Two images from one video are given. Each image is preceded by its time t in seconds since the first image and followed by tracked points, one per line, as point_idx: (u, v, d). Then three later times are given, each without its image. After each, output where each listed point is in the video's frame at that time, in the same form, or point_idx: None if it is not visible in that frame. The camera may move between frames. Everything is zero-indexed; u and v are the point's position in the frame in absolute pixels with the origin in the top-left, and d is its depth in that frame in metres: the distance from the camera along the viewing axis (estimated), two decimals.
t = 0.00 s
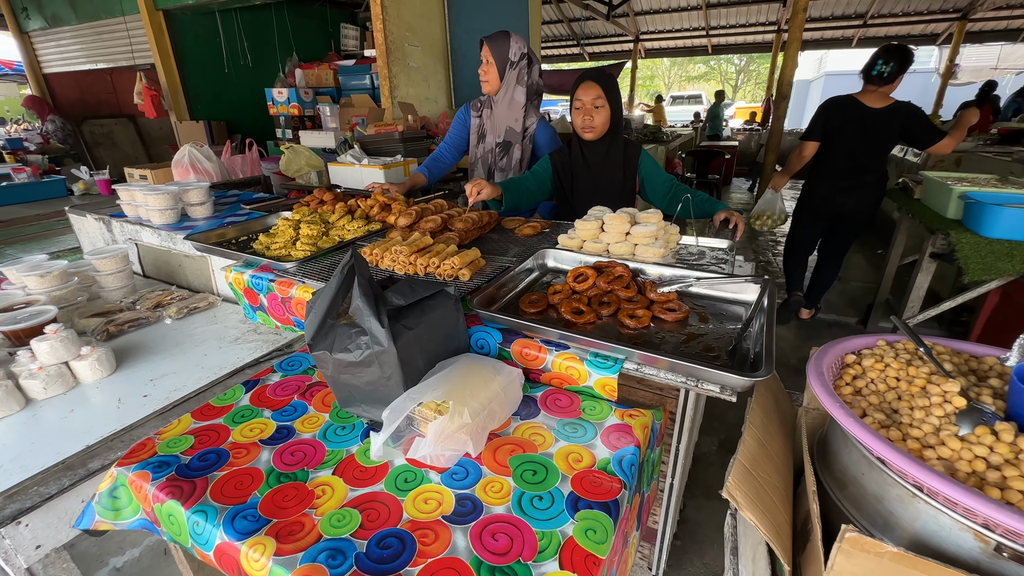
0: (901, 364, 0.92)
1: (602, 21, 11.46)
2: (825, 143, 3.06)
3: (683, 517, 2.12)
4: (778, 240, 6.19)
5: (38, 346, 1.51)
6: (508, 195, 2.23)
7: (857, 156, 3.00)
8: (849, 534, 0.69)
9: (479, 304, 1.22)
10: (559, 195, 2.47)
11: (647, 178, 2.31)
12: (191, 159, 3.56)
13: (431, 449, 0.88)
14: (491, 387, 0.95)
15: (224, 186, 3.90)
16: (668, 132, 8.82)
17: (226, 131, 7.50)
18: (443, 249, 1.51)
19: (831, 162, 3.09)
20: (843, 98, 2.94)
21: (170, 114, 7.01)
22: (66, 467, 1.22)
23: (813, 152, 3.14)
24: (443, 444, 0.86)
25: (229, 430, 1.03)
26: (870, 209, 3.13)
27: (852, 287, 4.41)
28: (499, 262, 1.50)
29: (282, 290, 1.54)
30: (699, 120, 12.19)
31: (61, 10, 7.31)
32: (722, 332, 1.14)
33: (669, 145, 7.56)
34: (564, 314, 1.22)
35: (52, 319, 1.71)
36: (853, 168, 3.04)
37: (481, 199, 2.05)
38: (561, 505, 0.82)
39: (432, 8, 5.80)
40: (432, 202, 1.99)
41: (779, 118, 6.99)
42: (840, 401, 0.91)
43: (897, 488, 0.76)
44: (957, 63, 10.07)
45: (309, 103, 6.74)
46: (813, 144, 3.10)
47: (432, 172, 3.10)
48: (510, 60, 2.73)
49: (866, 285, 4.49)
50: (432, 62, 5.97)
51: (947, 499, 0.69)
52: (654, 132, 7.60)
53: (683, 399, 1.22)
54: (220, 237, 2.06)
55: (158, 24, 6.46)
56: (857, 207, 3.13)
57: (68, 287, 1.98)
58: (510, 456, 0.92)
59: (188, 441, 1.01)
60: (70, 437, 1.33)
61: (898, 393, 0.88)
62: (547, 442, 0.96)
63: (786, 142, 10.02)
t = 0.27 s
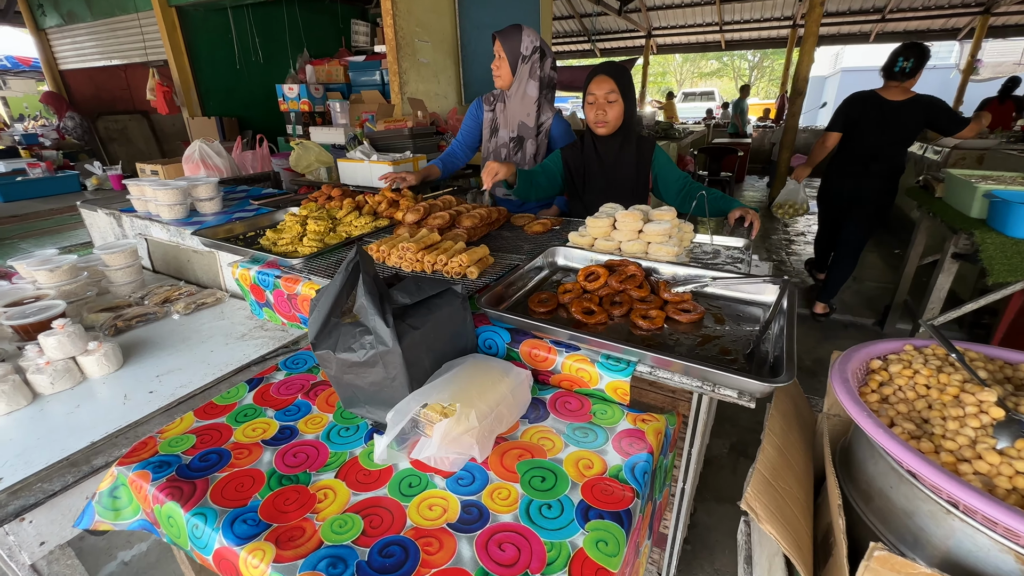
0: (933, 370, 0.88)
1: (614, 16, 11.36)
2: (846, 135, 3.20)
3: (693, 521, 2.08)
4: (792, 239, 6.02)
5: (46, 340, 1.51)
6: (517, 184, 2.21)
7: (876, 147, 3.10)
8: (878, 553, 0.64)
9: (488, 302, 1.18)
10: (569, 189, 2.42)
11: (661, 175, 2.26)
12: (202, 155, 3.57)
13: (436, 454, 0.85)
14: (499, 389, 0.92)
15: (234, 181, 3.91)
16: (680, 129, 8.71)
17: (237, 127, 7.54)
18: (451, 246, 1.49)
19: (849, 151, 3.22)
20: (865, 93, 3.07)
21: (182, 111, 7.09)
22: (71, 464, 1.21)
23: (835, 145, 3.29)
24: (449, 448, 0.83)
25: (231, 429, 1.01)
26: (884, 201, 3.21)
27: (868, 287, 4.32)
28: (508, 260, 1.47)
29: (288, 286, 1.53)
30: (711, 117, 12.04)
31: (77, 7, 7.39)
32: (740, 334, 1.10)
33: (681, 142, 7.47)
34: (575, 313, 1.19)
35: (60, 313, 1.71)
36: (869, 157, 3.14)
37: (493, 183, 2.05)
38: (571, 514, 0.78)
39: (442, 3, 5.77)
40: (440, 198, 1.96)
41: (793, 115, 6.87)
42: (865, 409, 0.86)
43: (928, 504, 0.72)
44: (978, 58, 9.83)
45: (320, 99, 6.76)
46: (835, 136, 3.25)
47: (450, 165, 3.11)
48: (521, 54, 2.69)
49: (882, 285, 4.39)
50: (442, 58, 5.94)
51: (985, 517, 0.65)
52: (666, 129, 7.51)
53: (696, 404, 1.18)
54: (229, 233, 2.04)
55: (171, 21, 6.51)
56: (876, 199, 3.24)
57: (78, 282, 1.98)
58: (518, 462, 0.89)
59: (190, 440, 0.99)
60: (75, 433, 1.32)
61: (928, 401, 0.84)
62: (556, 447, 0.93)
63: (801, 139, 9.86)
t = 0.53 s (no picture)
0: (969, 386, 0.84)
1: (628, 14, 11.26)
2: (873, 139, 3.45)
3: (707, 530, 2.04)
4: (809, 240, 5.90)
5: (64, 338, 1.52)
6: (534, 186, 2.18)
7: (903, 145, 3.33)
8: None
9: (501, 306, 1.16)
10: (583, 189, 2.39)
11: (678, 175, 2.23)
12: (218, 154, 3.60)
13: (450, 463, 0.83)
14: (514, 397, 0.90)
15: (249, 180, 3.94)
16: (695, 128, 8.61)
17: (252, 126, 7.62)
18: (464, 248, 1.47)
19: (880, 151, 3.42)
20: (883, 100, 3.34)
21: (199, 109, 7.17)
22: (86, 463, 1.21)
23: (864, 149, 3.51)
24: (463, 458, 0.81)
25: (243, 432, 1.01)
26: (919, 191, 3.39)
27: (887, 291, 4.22)
28: (522, 263, 1.45)
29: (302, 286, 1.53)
30: (726, 116, 11.89)
31: (98, 7, 7.52)
32: (762, 342, 1.06)
33: (696, 141, 7.38)
34: (591, 319, 1.16)
35: (78, 311, 1.73)
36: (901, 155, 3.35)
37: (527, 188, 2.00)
38: (588, 529, 0.76)
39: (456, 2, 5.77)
40: (454, 199, 1.95)
41: (811, 115, 6.75)
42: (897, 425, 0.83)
43: (967, 529, 0.68)
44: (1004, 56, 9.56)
45: (334, 98, 6.80)
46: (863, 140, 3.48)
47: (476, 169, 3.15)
48: (537, 52, 2.68)
49: (903, 290, 4.29)
50: (455, 57, 5.94)
51: None
52: (681, 129, 7.43)
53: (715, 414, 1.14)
54: (243, 232, 2.05)
55: (189, 20, 6.58)
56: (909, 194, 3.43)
57: (95, 279, 2.00)
58: (533, 472, 0.87)
59: (202, 443, 0.98)
60: (90, 431, 1.33)
61: (965, 418, 0.80)
62: (572, 457, 0.90)
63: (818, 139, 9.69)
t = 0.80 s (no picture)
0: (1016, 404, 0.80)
1: (646, 15, 11.18)
2: (921, 134, 3.39)
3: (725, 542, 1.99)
4: (830, 245, 5.77)
5: (88, 336, 1.55)
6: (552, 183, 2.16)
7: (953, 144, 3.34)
8: None
9: (520, 311, 1.14)
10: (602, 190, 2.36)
11: (699, 177, 2.19)
12: (238, 154, 3.65)
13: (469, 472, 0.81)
14: (534, 406, 0.88)
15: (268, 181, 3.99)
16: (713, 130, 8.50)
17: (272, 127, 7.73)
18: (483, 252, 1.46)
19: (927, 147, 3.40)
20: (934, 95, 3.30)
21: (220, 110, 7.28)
22: (108, 461, 1.23)
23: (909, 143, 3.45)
24: (483, 468, 0.80)
25: (261, 435, 1.00)
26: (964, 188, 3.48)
27: (913, 298, 4.10)
28: (541, 267, 1.43)
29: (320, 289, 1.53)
30: (745, 118, 11.73)
31: (125, 11, 7.71)
32: (790, 352, 1.03)
33: (714, 143, 7.29)
34: (612, 325, 1.14)
35: (102, 309, 1.76)
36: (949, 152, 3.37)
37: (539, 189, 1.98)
38: (610, 544, 0.74)
39: (474, 4, 5.78)
40: (472, 201, 1.93)
41: (834, 116, 6.61)
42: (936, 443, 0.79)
43: (1016, 557, 0.65)
44: None
45: (352, 99, 6.87)
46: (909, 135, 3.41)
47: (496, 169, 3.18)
48: (556, 53, 2.67)
49: (929, 297, 4.16)
50: (472, 58, 5.95)
51: None
52: (699, 130, 7.34)
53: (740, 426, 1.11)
54: (263, 233, 2.07)
55: (212, 23, 6.69)
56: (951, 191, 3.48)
57: (118, 278, 2.04)
58: (554, 483, 0.85)
59: (221, 445, 0.98)
60: (112, 429, 1.35)
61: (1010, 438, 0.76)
62: (593, 468, 0.88)
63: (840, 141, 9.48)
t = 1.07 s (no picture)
0: None
1: (667, 17, 11.08)
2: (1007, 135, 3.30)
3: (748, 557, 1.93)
4: (857, 252, 5.62)
5: (117, 336, 1.58)
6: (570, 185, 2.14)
7: None
8: None
9: (546, 319, 1.13)
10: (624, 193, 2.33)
11: (723, 182, 2.15)
12: (262, 157, 3.71)
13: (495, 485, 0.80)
14: (562, 417, 0.86)
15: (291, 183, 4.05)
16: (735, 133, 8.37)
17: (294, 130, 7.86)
18: (506, 257, 1.44)
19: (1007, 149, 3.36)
20: None
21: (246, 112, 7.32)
22: (135, 460, 1.24)
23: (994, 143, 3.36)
24: (510, 481, 0.78)
25: (285, 440, 1.00)
26: None
27: (945, 308, 3.96)
28: (564, 274, 1.42)
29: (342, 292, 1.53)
30: (767, 121, 11.52)
31: (156, 17, 7.93)
32: (826, 366, 0.99)
33: (736, 146, 7.17)
34: (639, 335, 1.12)
35: (131, 309, 1.80)
36: None
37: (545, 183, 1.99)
38: (641, 565, 0.71)
39: (495, 8, 5.80)
40: (494, 205, 1.92)
41: (861, 120, 6.44)
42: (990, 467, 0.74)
43: None
44: None
45: (372, 102, 6.96)
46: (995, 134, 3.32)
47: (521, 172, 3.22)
48: (577, 59, 2.65)
49: (962, 306, 4.02)
50: (493, 62, 5.96)
51: None
52: (721, 134, 7.24)
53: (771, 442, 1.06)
54: (286, 235, 2.09)
55: (238, 28, 6.83)
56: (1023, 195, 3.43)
57: (146, 278, 2.08)
58: (581, 498, 0.83)
59: (246, 448, 0.98)
60: (139, 428, 1.37)
61: None
62: (621, 483, 0.86)
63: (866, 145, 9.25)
